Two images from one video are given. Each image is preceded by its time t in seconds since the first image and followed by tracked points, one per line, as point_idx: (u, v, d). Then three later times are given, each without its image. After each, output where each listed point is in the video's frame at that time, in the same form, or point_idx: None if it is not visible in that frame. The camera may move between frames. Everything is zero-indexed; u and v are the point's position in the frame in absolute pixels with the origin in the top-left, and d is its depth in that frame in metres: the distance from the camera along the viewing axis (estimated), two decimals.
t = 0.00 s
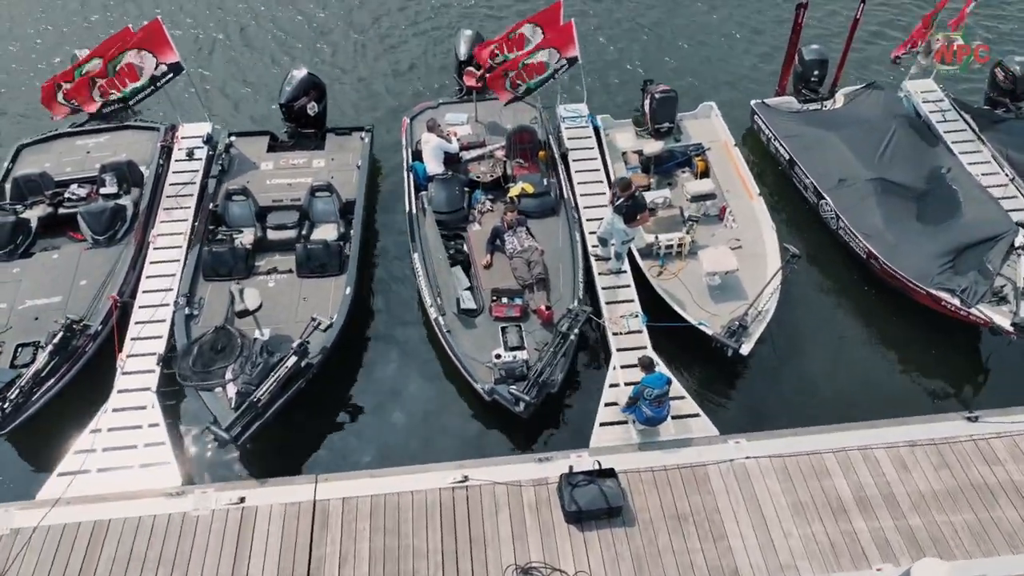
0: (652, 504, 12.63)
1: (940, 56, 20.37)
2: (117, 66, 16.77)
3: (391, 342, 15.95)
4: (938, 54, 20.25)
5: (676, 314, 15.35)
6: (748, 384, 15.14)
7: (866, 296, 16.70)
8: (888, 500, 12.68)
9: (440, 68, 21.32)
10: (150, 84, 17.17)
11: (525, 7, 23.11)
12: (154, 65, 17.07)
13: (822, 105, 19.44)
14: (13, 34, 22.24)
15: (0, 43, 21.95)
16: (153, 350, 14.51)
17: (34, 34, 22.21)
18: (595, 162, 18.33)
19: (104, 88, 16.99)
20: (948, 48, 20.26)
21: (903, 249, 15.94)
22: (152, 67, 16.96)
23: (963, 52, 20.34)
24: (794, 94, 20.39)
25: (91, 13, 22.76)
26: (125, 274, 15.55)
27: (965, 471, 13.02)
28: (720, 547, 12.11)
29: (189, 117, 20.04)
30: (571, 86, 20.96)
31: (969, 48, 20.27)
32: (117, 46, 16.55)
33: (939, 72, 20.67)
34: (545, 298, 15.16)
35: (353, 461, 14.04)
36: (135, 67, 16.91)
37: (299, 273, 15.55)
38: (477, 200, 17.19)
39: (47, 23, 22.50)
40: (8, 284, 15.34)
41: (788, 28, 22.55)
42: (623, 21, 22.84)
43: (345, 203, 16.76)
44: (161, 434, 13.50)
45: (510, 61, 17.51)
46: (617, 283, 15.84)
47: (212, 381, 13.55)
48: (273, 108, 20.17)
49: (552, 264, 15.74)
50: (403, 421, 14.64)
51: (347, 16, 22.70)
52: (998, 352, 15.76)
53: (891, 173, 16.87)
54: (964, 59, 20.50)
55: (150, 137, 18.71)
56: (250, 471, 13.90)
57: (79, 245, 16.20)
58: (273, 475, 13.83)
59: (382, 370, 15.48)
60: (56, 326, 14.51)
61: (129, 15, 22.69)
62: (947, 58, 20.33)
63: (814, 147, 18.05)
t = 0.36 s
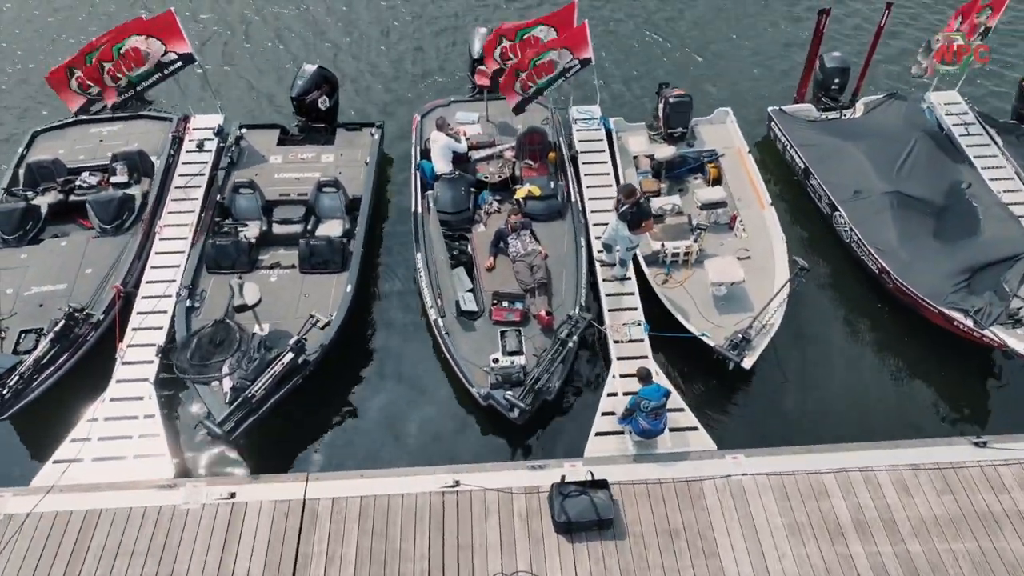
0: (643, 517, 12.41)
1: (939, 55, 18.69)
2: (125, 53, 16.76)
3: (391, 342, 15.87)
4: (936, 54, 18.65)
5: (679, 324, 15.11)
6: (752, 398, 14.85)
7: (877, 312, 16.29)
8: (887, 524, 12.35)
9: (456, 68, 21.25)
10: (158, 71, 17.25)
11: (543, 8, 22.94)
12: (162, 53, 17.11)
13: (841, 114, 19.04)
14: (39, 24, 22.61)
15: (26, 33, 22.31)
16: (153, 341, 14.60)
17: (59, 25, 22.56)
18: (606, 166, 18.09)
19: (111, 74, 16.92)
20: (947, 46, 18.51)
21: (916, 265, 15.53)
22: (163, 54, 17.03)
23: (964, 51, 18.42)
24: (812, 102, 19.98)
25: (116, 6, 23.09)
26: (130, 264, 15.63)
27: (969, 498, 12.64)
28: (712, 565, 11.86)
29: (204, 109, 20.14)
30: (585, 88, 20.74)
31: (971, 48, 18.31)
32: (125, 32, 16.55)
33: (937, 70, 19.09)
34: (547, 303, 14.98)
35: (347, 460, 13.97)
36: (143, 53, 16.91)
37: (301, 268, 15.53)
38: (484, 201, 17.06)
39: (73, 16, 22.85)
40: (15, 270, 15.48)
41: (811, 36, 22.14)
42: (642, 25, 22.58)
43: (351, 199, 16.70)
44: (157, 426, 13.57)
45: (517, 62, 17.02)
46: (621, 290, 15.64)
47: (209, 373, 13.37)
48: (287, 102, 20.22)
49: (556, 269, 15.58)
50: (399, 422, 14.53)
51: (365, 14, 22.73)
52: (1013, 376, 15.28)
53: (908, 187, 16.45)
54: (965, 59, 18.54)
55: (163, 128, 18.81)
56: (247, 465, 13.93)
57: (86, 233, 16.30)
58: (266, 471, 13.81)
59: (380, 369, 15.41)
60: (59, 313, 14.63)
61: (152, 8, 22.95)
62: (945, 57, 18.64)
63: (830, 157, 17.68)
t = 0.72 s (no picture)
0: (636, 534, 12.14)
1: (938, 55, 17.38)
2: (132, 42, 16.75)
3: (390, 345, 15.74)
4: (935, 54, 17.35)
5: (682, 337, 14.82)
6: (753, 415, 14.53)
7: (888, 331, 15.88)
8: (888, 551, 11.99)
9: (468, 70, 21.10)
10: (166, 63, 17.32)
11: (560, 12, 22.73)
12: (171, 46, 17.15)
13: (859, 126, 18.62)
14: (59, 17, 22.82)
15: (46, 25, 22.52)
16: (152, 337, 14.65)
17: (78, 18, 22.74)
18: (614, 173, 17.85)
19: (112, 59, 16.89)
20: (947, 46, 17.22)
21: (930, 284, 15.09)
22: (171, 48, 17.09)
23: (964, 51, 17.19)
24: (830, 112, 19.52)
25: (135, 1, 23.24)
26: (133, 259, 15.65)
27: (975, 528, 12.25)
28: None
29: (215, 105, 20.15)
30: (598, 93, 20.47)
31: (972, 48, 17.10)
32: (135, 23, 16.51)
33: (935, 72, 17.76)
34: (548, 311, 14.75)
35: (340, 464, 13.84)
36: (150, 45, 16.94)
37: (302, 267, 15.44)
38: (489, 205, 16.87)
39: (93, 10, 23.03)
40: (19, 262, 15.52)
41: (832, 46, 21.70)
42: (659, 30, 22.27)
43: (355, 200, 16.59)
44: (151, 422, 13.57)
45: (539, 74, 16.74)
46: (624, 301, 15.39)
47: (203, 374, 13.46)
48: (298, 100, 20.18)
49: (558, 276, 15.35)
50: (393, 426, 14.37)
51: (380, 13, 22.65)
52: None
53: (925, 203, 16.00)
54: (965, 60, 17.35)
55: (173, 123, 18.84)
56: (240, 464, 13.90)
57: (92, 226, 16.33)
58: (259, 472, 13.73)
59: (378, 372, 15.27)
60: (60, 306, 14.66)
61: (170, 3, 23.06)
62: (945, 58, 17.32)
63: (845, 170, 17.27)
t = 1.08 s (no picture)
0: (626, 550, 11.91)
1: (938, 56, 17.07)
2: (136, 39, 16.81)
3: (386, 349, 15.63)
4: (935, 55, 17.07)
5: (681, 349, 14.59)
6: (752, 431, 14.27)
7: (893, 348, 15.55)
8: None
9: (475, 73, 20.98)
10: (171, 61, 17.29)
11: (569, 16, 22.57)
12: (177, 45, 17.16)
13: (870, 137, 18.28)
14: (72, 13, 22.94)
15: (58, 21, 22.65)
16: (147, 336, 14.64)
17: (91, 15, 22.85)
18: (618, 180, 17.65)
19: (118, 57, 17.01)
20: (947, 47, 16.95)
21: (937, 300, 14.75)
22: (176, 47, 17.08)
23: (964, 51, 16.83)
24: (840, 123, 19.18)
25: None
26: (131, 256, 15.64)
27: (975, 554, 11.92)
28: None
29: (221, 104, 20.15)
30: (605, 99, 20.27)
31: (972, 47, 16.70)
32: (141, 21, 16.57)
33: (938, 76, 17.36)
34: (545, 319, 14.57)
35: (330, 468, 13.73)
36: (155, 42, 16.96)
37: (300, 269, 15.36)
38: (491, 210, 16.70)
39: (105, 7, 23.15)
40: (19, 256, 15.55)
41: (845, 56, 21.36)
42: (670, 36, 22.02)
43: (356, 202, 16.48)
44: (143, 421, 13.55)
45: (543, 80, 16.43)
46: (623, 311, 15.18)
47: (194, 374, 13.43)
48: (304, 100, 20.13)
49: (557, 284, 15.16)
50: (386, 431, 14.25)
51: (389, 14, 22.58)
52: None
53: (935, 217, 15.65)
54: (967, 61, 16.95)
55: (178, 121, 18.84)
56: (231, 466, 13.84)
57: (93, 222, 16.34)
58: (249, 475, 13.64)
59: (372, 376, 15.17)
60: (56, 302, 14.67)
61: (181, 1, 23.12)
62: (944, 57, 16.98)
63: (854, 182, 16.95)
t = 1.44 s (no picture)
0: (616, 568, 11.65)
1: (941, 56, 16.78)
2: (138, 37, 16.79)
3: (382, 354, 15.47)
4: (936, 55, 16.85)
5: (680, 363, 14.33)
6: (750, 448, 13.97)
7: (898, 367, 15.20)
8: None
9: (481, 77, 20.78)
10: (174, 59, 17.30)
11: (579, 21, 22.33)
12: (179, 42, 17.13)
13: (881, 150, 17.91)
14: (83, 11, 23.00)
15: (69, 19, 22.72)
16: (141, 336, 14.60)
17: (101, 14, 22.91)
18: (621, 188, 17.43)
19: (121, 57, 17.02)
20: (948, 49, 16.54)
21: (945, 319, 14.38)
22: (180, 45, 17.05)
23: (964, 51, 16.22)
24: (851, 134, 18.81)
25: None
26: (129, 255, 15.58)
27: None
28: None
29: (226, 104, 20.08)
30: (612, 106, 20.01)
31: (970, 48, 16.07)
32: (142, 21, 16.51)
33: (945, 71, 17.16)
34: (542, 329, 14.35)
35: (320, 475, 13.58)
36: (158, 41, 16.95)
37: (296, 271, 15.24)
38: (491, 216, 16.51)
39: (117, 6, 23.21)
40: (17, 253, 15.51)
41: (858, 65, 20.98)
42: (680, 43, 21.73)
43: (356, 205, 16.31)
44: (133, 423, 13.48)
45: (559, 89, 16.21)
46: (622, 322, 14.94)
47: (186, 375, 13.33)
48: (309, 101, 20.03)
49: (556, 293, 14.93)
50: (378, 438, 14.09)
51: (397, 16, 22.43)
52: None
53: (944, 233, 15.29)
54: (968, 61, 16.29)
55: (181, 119, 18.77)
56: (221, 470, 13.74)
57: (92, 220, 16.28)
58: (239, 480, 13.54)
59: (367, 381, 15.00)
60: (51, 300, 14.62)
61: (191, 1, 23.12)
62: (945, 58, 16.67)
63: (862, 195, 16.60)
